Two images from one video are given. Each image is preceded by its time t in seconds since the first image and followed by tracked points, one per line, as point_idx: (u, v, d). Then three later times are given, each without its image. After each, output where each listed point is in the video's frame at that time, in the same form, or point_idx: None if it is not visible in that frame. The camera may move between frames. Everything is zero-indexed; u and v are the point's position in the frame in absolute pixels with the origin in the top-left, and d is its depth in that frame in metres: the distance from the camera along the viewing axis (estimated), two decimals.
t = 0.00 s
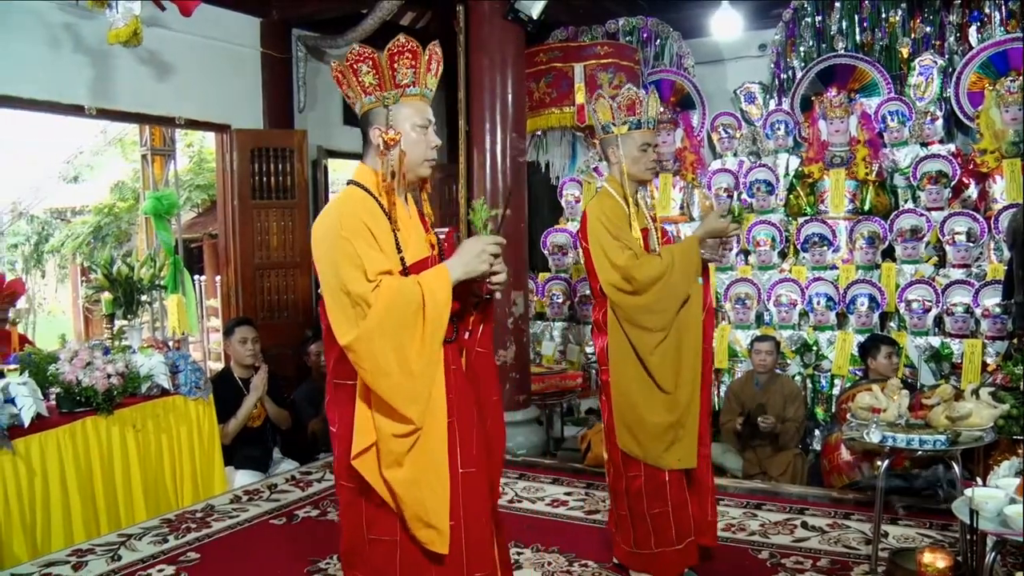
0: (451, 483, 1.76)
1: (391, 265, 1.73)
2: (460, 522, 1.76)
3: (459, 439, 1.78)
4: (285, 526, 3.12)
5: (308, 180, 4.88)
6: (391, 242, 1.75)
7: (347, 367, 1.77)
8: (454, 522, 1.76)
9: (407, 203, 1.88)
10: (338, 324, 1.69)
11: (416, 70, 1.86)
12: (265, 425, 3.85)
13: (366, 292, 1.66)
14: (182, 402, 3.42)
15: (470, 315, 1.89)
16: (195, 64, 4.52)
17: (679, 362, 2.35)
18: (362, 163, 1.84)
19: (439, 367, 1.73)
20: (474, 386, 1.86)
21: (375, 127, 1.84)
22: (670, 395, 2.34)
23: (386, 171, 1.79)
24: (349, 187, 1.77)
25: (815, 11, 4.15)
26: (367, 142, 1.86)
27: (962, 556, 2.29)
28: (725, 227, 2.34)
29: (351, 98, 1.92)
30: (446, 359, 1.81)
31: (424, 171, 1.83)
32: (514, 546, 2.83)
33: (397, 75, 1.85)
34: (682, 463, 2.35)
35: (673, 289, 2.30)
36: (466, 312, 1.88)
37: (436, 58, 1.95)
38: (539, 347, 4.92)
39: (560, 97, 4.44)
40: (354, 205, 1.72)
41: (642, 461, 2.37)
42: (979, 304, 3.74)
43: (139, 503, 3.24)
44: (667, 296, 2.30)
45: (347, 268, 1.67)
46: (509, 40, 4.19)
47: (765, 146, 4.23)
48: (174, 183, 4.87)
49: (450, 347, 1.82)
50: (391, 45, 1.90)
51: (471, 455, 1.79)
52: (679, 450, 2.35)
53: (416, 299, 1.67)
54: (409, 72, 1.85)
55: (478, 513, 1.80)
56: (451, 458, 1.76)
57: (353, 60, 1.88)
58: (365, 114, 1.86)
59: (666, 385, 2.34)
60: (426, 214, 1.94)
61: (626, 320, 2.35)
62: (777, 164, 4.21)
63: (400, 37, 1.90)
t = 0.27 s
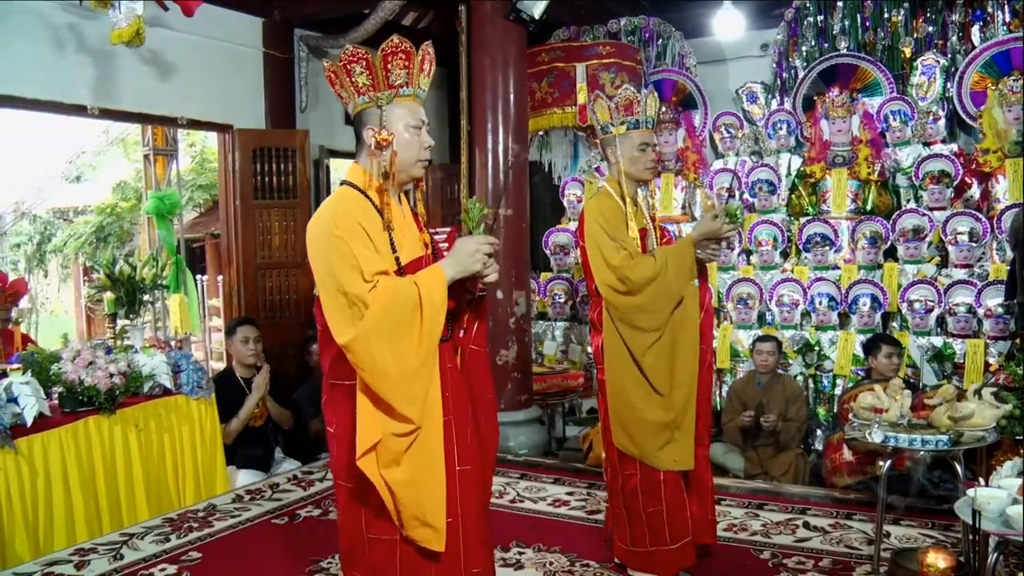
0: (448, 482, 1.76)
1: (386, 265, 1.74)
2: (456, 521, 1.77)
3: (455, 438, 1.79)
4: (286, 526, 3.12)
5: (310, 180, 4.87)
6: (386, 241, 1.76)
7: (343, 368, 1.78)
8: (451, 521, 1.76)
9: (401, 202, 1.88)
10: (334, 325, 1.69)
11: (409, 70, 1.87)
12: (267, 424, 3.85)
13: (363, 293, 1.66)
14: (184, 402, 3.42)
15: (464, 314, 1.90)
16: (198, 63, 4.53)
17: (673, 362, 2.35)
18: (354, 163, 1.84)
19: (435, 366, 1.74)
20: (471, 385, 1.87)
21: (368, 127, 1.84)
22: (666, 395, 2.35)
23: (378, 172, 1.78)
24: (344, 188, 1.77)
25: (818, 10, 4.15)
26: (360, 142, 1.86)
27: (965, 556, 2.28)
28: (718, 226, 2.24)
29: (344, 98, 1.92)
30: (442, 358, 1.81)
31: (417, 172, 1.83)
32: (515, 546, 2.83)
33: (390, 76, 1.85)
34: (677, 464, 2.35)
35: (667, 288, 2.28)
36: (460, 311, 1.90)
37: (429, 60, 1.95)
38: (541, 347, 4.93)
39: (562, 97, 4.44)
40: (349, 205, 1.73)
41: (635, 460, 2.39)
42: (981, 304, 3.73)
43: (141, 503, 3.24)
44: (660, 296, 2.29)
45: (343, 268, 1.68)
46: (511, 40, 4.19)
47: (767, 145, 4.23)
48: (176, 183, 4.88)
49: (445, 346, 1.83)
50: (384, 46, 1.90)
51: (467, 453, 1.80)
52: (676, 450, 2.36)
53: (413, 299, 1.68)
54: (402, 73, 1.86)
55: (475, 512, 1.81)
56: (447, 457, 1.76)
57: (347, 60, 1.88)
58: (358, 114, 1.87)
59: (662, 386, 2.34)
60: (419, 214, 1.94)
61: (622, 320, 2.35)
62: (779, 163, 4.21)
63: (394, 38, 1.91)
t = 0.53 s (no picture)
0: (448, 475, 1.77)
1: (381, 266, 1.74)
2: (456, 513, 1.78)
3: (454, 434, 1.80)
4: (288, 526, 3.12)
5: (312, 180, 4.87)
6: (381, 242, 1.77)
7: (342, 367, 1.78)
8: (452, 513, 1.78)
9: (395, 202, 1.89)
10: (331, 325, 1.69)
11: (403, 73, 1.86)
12: (269, 424, 3.85)
13: (358, 294, 1.67)
14: (187, 402, 3.42)
15: (459, 312, 1.90)
16: (199, 63, 4.53)
17: (656, 369, 2.38)
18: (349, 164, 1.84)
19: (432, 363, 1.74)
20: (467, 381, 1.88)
21: (362, 129, 1.84)
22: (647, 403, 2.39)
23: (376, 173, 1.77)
24: (338, 189, 1.78)
25: (820, 10, 4.14)
26: (354, 144, 1.87)
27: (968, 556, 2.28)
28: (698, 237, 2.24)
29: (338, 100, 1.91)
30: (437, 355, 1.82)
31: (412, 173, 1.83)
32: (517, 545, 2.83)
33: (384, 78, 1.85)
34: (656, 472, 2.39)
35: (642, 297, 2.30)
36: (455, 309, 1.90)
37: (422, 61, 1.94)
38: (543, 347, 4.93)
39: (565, 97, 4.44)
40: (343, 207, 1.73)
41: (619, 464, 2.43)
42: (983, 305, 3.72)
43: (143, 503, 3.24)
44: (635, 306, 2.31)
45: (338, 270, 1.68)
46: (513, 40, 4.20)
47: (770, 145, 4.23)
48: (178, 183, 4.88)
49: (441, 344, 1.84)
50: (378, 48, 1.89)
51: (463, 448, 1.81)
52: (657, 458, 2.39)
53: (408, 298, 1.68)
54: (395, 75, 1.85)
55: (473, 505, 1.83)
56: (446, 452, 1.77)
57: (341, 63, 1.88)
58: (352, 116, 1.86)
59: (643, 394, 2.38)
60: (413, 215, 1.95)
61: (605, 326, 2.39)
62: (781, 163, 4.20)
63: (387, 40, 1.89)
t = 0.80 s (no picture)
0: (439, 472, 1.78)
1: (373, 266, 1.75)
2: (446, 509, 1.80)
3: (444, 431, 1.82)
4: (291, 525, 3.12)
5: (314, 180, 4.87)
6: (375, 242, 1.79)
7: (335, 363, 1.79)
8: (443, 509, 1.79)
9: (387, 203, 1.90)
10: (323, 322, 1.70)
11: (396, 75, 1.87)
12: (272, 424, 3.85)
13: (350, 291, 1.69)
14: (190, 401, 3.43)
15: (450, 311, 1.92)
16: (202, 63, 4.53)
17: (637, 371, 2.42)
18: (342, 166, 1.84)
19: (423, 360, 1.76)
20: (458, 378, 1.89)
21: (355, 132, 1.83)
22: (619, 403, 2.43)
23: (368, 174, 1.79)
24: (332, 190, 1.79)
25: (823, 10, 4.14)
26: (347, 146, 1.86)
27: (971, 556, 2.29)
28: (678, 244, 2.30)
29: (330, 102, 1.92)
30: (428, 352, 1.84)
31: (404, 174, 1.84)
32: (520, 545, 2.83)
33: (377, 81, 1.86)
34: (620, 476, 2.46)
35: (618, 300, 2.37)
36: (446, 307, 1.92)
37: (414, 64, 1.96)
38: (546, 346, 4.93)
39: (567, 97, 4.44)
40: (337, 206, 1.75)
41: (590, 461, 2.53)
42: (987, 304, 3.72)
43: (146, 502, 3.24)
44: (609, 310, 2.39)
45: (331, 267, 1.69)
46: (516, 40, 4.19)
47: (772, 145, 4.22)
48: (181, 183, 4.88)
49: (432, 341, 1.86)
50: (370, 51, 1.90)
51: (453, 444, 1.83)
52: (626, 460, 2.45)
53: (399, 296, 1.70)
54: (388, 78, 1.86)
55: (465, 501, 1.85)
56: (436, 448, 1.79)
57: (334, 65, 1.87)
58: (345, 119, 1.86)
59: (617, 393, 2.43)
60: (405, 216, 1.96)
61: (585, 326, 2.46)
62: (784, 163, 4.20)
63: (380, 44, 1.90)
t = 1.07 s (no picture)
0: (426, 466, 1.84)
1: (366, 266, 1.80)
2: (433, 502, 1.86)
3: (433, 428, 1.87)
4: (297, 525, 3.12)
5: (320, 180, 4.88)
6: (368, 244, 1.83)
7: (327, 358, 1.82)
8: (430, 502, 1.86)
9: (383, 205, 1.94)
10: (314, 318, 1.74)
11: (393, 80, 1.89)
12: (277, 424, 3.86)
13: (339, 290, 1.72)
14: (195, 401, 3.43)
15: (439, 310, 1.95)
16: (208, 63, 4.54)
17: (621, 371, 2.43)
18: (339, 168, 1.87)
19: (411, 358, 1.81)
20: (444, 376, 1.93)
21: (353, 135, 1.87)
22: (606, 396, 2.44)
23: (364, 176, 1.83)
24: (326, 191, 1.83)
25: (829, 9, 4.14)
26: (344, 149, 1.90)
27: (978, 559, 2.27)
28: (653, 247, 2.28)
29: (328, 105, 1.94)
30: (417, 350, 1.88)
31: (401, 177, 1.88)
32: (525, 546, 2.83)
33: (375, 86, 1.87)
34: (612, 471, 2.45)
35: (594, 300, 2.39)
36: (438, 308, 1.95)
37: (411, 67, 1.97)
38: (551, 346, 4.93)
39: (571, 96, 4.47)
40: (329, 207, 1.78)
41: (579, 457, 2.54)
42: (994, 305, 3.71)
43: (152, 502, 3.25)
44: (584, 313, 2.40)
45: (323, 266, 1.73)
46: (521, 39, 4.19)
47: (778, 145, 4.22)
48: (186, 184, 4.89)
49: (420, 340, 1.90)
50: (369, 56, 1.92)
51: (439, 440, 1.88)
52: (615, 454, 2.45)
53: (387, 295, 1.74)
54: (386, 83, 1.88)
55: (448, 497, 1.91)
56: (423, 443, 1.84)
57: (332, 69, 1.89)
58: (343, 123, 1.89)
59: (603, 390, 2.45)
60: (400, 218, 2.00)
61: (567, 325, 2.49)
62: (789, 163, 4.20)
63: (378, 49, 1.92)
